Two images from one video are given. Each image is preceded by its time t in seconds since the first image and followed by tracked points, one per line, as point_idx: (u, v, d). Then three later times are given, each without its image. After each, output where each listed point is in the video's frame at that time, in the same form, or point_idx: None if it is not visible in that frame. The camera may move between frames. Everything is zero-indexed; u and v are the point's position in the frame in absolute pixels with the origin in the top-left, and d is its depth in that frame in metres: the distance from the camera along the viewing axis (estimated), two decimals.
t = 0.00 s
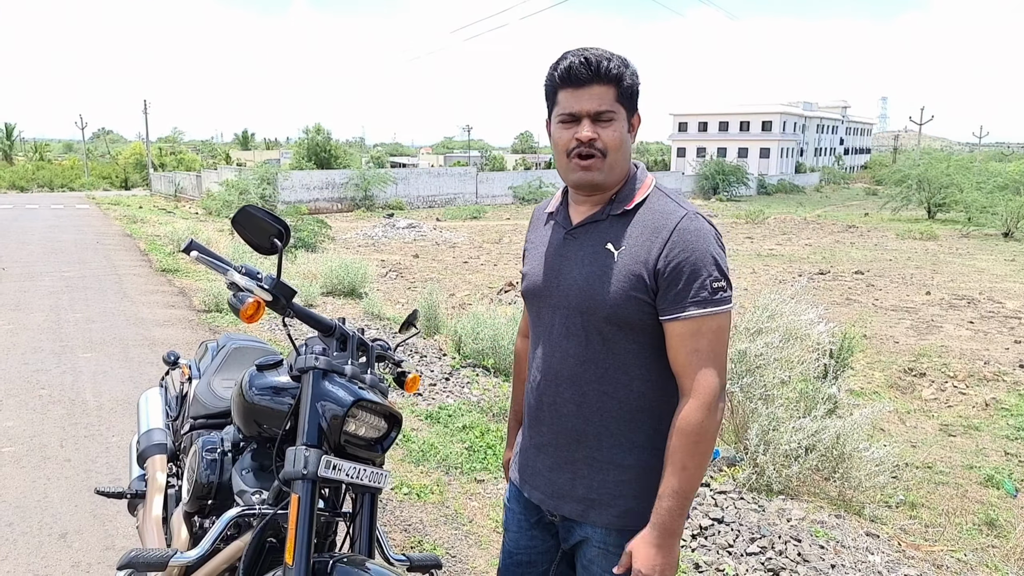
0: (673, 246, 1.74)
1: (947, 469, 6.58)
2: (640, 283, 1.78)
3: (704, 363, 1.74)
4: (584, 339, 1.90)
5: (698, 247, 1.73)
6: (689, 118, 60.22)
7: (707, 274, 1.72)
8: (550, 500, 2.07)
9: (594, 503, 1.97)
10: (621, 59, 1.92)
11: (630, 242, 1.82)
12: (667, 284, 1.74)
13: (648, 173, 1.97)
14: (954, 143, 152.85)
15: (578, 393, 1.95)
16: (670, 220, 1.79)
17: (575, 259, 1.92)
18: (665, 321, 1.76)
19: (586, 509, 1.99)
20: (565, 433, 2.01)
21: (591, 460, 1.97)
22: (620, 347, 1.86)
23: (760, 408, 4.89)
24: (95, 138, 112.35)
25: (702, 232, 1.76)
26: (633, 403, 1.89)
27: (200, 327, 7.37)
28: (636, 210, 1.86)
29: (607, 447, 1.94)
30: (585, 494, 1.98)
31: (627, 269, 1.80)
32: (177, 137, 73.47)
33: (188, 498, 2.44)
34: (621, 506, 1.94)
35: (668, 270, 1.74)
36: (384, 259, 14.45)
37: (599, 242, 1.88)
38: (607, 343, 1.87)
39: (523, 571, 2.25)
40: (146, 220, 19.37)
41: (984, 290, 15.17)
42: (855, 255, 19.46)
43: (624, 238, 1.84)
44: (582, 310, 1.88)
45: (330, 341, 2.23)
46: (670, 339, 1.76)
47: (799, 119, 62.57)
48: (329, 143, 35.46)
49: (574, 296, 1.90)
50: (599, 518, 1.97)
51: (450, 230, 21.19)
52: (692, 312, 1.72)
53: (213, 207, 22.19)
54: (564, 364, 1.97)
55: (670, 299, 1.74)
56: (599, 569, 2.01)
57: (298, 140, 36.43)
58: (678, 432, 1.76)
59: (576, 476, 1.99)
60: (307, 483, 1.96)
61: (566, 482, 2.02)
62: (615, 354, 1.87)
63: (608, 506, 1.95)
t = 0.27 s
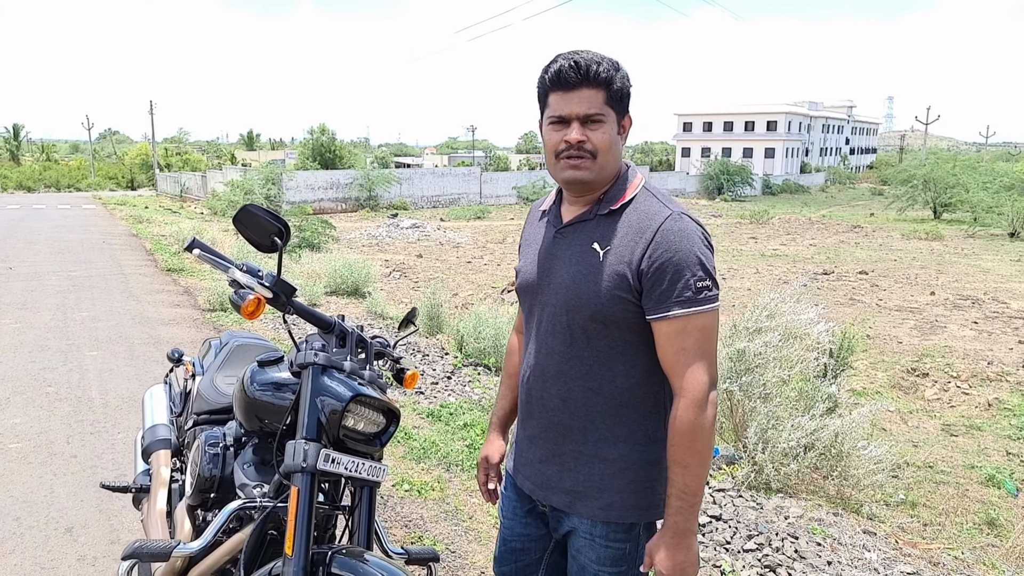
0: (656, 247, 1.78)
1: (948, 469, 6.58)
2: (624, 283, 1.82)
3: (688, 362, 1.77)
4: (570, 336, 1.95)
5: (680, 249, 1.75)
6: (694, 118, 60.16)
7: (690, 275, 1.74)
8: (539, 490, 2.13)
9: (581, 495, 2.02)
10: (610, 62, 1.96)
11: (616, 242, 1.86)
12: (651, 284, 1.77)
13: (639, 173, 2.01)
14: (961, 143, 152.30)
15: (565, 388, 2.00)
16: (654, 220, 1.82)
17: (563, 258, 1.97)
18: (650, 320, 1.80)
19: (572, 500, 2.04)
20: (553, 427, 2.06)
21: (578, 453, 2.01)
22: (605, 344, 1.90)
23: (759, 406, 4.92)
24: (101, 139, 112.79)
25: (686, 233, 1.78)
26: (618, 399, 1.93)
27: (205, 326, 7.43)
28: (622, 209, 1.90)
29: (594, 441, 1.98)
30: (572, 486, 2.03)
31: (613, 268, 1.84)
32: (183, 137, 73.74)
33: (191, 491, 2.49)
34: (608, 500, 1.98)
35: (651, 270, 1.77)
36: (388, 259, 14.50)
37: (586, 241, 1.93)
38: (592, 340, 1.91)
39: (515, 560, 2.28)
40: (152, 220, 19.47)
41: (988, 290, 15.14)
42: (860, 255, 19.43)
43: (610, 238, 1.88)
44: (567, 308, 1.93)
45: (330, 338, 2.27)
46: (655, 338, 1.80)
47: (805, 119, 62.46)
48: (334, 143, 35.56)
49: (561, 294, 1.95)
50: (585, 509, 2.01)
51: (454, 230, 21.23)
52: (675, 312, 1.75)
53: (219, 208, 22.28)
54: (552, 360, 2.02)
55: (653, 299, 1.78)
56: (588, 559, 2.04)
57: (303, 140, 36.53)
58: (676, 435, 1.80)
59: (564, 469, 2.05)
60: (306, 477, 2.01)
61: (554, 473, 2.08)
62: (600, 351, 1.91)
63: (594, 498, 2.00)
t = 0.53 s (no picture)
0: (650, 243, 1.79)
1: (953, 470, 6.54)
2: (618, 279, 1.84)
3: (678, 358, 1.79)
4: (565, 331, 1.97)
5: (673, 246, 1.77)
6: (701, 118, 60.04)
7: (683, 271, 1.76)
8: (534, 483, 2.15)
9: (575, 488, 2.04)
10: (606, 61, 1.97)
11: (610, 238, 1.88)
12: (643, 280, 1.79)
13: (635, 170, 2.02)
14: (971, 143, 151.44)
15: (561, 383, 2.02)
16: (649, 217, 1.84)
17: (559, 254, 1.98)
18: (641, 316, 1.81)
19: (567, 493, 2.05)
20: (548, 420, 2.08)
21: (572, 447, 2.03)
22: (599, 340, 1.92)
23: (761, 406, 4.93)
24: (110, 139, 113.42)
25: (680, 230, 1.80)
26: (612, 394, 1.95)
27: (211, 325, 7.47)
28: (618, 207, 1.92)
29: (587, 435, 2.00)
30: (566, 479, 2.05)
31: (606, 264, 1.86)
32: (191, 138, 74.12)
33: (192, 487, 2.52)
34: (601, 493, 2.00)
35: (644, 266, 1.79)
36: (394, 258, 14.54)
37: (581, 237, 1.94)
38: (586, 336, 1.93)
39: (512, 550, 2.31)
40: (160, 219, 19.58)
41: (997, 291, 15.05)
42: (867, 255, 19.36)
43: (604, 234, 1.89)
44: (562, 304, 1.95)
45: (329, 334, 2.30)
46: (646, 333, 1.81)
47: (813, 119, 62.26)
48: (341, 144, 35.66)
49: (556, 289, 1.97)
50: (580, 502, 2.03)
51: (460, 230, 21.26)
52: (666, 308, 1.76)
53: (226, 207, 22.38)
54: (547, 354, 2.04)
55: (646, 294, 1.79)
56: (583, 551, 2.05)
57: (310, 141, 36.65)
58: (655, 426, 1.81)
59: (558, 462, 2.06)
60: (304, 472, 2.03)
61: (549, 466, 2.09)
62: (594, 346, 1.93)
63: (588, 491, 2.01)
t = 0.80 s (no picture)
0: (642, 237, 1.79)
1: (961, 472, 6.47)
2: (610, 273, 1.83)
3: (670, 351, 1.78)
4: (556, 324, 1.96)
5: (666, 240, 1.77)
6: (711, 118, 59.84)
7: (675, 265, 1.76)
8: (523, 480, 2.14)
9: (564, 485, 2.03)
10: (599, 57, 1.96)
11: (602, 232, 1.87)
12: (635, 274, 1.79)
13: (626, 166, 2.02)
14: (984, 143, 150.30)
15: (552, 378, 2.01)
16: (641, 212, 1.84)
17: (550, 248, 1.98)
18: (632, 310, 1.81)
19: (556, 490, 2.05)
20: (538, 416, 2.06)
21: (562, 442, 2.02)
22: (591, 334, 1.91)
23: (766, 406, 4.90)
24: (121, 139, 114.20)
25: (672, 225, 1.80)
26: (603, 389, 1.94)
27: (217, 324, 7.50)
28: (610, 202, 1.91)
29: (578, 430, 1.99)
30: (555, 475, 2.04)
31: (598, 258, 1.85)
32: (201, 138, 74.54)
33: (189, 485, 2.52)
34: (591, 488, 2.00)
35: (636, 260, 1.78)
36: (401, 258, 14.56)
37: (573, 231, 1.94)
38: (578, 330, 1.92)
39: (501, 548, 2.29)
40: (169, 218, 19.67)
41: (1008, 292, 14.92)
42: (878, 256, 19.23)
43: (596, 228, 1.89)
44: (554, 298, 1.94)
45: (325, 332, 2.29)
46: (638, 327, 1.81)
47: (823, 118, 61.94)
48: (350, 143, 35.75)
49: (548, 283, 1.96)
50: (569, 499, 2.03)
51: (468, 229, 21.27)
52: (658, 301, 1.76)
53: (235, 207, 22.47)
54: (538, 349, 2.02)
55: (637, 289, 1.79)
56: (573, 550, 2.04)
57: (319, 140, 36.77)
58: (642, 418, 1.80)
59: (548, 458, 2.05)
60: (298, 470, 2.02)
61: (538, 462, 2.08)
62: (586, 340, 1.92)
63: (578, 487, 2.01)
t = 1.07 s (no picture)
0: (613, 230, 1.79)
1: (975, 476, 6.38)
2: (583, 266, 1.83)
3: (649, 340, 1.79)
4: (531, 319, 1.95)
5: (638, 231, 1.78)
6: (724, 118, 59.60)
7: (647, 256, 1.77)
8: (503, 475, 2.12)
9: (543, 477, 2.01)
10: (575, 57, 1.97)
11: (573, 226, 1.87)
12: (609, 266, 1.79)
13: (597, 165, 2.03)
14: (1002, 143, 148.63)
15: (528, 372, 2.00)
16: (610, 205, 1.84)
17: (522, 244, 1.97)
18: (608, 302, 1.81)
19: (535, 483, 2.03)
20: (515, 410, 2.05)
21: (541, 435, 2.00)
22: (567, 328, 1.91)
23: (774, 408, 4.87)
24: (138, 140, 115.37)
25: (643, 217, 1.81)
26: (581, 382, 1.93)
27: (227, 323, 7.54)
28: (579, 196, 1.91)
29: (556, 423, 1.98)
30: (534, 468, 2.02)
31: (571, 251, 1.85)
32: (215, 138, 75.14)
33: (189, 484, 2.53)
34: (570, 480, 1.97)
35: (609, 252, 1.79)
36: (413, 258, 14.59)
37: (544, 226, 1.93)
38: (553, 324, 1.92)
39: (492, 547, 2.27)
40: (184, 218, 19.83)
41: None
42: (893, 256, 19.06)
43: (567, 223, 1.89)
44: (528, 293, 1.93)
45: (322, 333, 2.28)
46: (614, 318, 1.82)
47: (839, 118, 61.49)
48: (363, 144, 35.92)
49: (521, 278, 1.95)
50: (548, 491, 2.00)
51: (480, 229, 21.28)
52: (633, 291, 1.77)
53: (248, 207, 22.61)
54: (515, 345, 2.01)
55: (611, 280, 1.79)
56: (557, 544, 2.01)
57: (333, 141, 36.95)
58: (636, 409, 1.81)
59: (527, 452, 2.04)
60: (293, 471, 2.01)
61: (517, 457, 2.07)
62: (562, 334, 1.92)
63: (557, 478, 1.98)
